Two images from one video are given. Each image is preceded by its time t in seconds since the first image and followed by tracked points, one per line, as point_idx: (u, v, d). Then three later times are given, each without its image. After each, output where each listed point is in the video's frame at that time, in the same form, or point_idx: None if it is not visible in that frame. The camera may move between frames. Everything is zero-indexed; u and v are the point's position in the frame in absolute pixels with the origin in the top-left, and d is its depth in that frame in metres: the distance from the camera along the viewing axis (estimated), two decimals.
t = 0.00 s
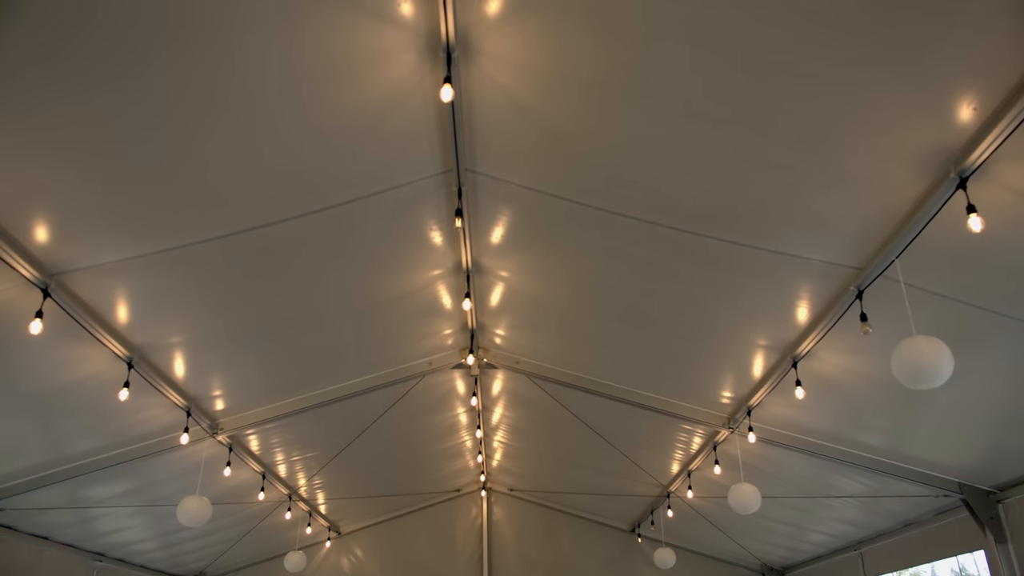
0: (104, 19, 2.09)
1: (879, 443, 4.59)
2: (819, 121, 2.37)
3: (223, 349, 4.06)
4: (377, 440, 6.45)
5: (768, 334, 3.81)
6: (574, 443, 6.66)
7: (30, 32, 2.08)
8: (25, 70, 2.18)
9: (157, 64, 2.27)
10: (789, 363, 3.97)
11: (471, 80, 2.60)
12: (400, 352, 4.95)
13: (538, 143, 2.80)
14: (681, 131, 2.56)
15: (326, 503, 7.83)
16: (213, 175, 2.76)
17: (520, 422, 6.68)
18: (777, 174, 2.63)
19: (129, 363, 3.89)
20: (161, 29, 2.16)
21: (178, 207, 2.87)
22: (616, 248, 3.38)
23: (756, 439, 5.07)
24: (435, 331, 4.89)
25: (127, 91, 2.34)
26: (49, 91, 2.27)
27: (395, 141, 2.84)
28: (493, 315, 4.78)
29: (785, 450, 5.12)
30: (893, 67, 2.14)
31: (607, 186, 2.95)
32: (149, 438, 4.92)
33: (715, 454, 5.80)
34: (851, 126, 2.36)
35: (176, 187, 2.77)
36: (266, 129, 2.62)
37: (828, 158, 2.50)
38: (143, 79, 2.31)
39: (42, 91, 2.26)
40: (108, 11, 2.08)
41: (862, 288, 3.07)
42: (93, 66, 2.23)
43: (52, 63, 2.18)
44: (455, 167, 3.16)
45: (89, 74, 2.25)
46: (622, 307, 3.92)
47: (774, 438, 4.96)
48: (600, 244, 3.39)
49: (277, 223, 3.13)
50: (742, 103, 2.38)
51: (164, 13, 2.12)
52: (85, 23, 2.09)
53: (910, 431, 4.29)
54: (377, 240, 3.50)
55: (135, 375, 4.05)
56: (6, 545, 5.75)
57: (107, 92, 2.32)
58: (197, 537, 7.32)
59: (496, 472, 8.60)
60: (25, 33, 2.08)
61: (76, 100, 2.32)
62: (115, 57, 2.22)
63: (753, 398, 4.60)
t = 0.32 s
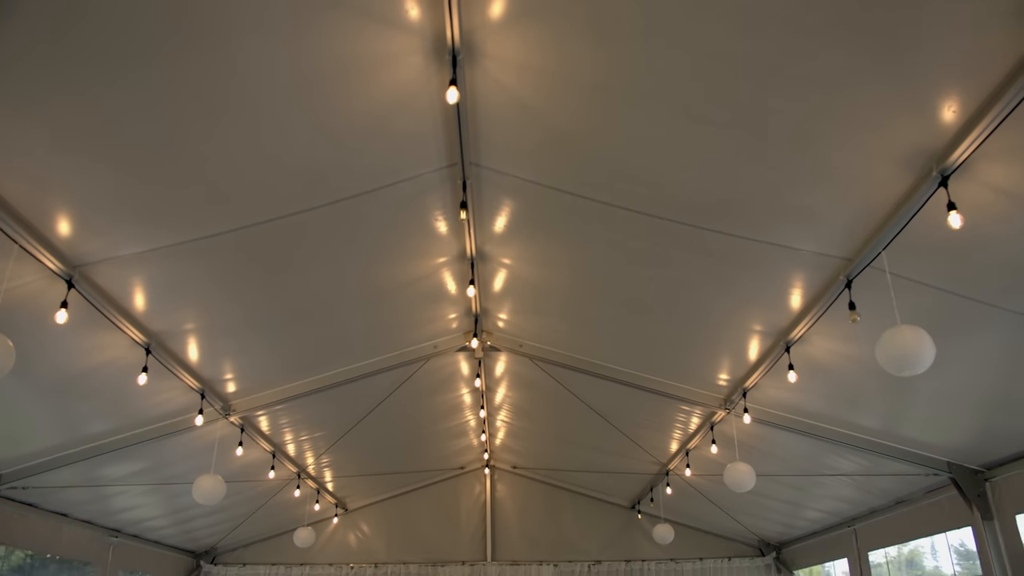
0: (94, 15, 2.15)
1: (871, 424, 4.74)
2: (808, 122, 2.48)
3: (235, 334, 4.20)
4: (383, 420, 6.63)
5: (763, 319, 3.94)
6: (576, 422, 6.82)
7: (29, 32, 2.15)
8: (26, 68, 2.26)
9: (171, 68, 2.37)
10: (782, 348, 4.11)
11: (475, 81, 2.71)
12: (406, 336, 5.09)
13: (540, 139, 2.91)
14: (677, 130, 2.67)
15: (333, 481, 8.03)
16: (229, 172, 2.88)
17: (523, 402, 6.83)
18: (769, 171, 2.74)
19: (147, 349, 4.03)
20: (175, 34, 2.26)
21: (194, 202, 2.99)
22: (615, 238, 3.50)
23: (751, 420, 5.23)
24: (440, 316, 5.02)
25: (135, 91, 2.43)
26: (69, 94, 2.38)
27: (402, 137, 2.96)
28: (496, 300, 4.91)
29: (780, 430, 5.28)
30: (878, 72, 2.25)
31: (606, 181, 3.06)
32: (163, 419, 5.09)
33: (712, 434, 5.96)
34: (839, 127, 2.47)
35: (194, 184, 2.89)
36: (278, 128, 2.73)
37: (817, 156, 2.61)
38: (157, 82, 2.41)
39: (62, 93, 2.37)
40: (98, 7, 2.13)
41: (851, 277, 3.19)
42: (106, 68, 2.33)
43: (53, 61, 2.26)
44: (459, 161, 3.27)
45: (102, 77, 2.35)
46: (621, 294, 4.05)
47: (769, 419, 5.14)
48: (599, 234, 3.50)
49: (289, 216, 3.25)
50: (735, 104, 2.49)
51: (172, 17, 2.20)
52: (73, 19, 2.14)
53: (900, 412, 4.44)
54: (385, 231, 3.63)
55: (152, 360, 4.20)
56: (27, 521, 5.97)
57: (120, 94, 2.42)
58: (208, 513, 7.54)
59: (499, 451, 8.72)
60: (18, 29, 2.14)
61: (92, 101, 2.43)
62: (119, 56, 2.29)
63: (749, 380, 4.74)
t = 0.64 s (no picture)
0: (107, 19, 2.23)
1: (862, 404, 4.89)
2: (797, 121, 2.59)
3: (245, 317, 4.35)
4: (388, 399, 6.81)
5: (757, 304, 4.06)
6: (576, 400, 6.99)
7: (46, 36, 2.24)
8: (44, 70, 2.35)
9: (186, 68, 2.47)
10: (774, 331, 4.25)
11: (477, 78, 2.81)
12: (410, 318, 5.23)
13: (540, 133, 3.02)
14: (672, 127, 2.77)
15: (339, 457, 8.24)
16: (241, 166, 3.00)
17: (524, 381, 6.99)
18: (760, 165, 2.85)
19: (161, 332, 4.18)
20: (190, 38, 2.36)
21: (207, 194, 3.11)
22: (612, 227, 3.62)
23: (745, 399, 5.39)
24: (443, 298, 5.15)
25: (150, 91, 2.53)
26: (89, 95, 2.49)
27: (406, 130, 3.07)
28: (498, 283, 5.03)
29: (774, 409, 5.44)
30: (863, 75, 2.35)
31: (604, 173, 3.18)
32: (176, 399, 5.26)
33: (708, 413, 6.12)
34: (826, 126, 2.58)
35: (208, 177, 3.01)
36: (288, 124, 2.84)
37: (805, 152, 2.72)
38: (173, 83, 2.52)
39: (84, 94, 2.49)
40: (110, 11, 2.21)
41: (839, 265, 3.32)
42: (123, 70, 2.43)
43: (69, 63, 2.35)
44: (462, 152, 3.38)
45: (119, 78, 2.45)
46: (619, 280, 4.18)
47: (761, 397, 5.30)
48: (599, 222, 3.62)
49: (298, 206, 3.38)
50: (728, 102, 2.59)
51: (185, 20, 2.29)
52: (87, 22, 2.23)
53: (889, 393, 4.59)
54: (390, 219, 3.75)
55: (167, 343, 4.36)
56: (45, 497, 6.18)
57: (137, 94, 2.53)
58: (217, 489, 7.75)
59: (501, 428, 8.88)
60: (35, 33, 2.23)
61: (110, 101, 2.53)
62: (134, 59, 2.39)
63: (743, 361, 4.88)
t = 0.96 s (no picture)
0: (125, 21, 2.34)
1: (852, 383, 5.03)
2: (784, 115, 2.70)
3: (254, 300, 4.49)
4: (392, 377, 6.97)
5: (751, 287, 4.18)
6: (575, 379, 7.16)
7: (69, 38, 2.35)
8: (66, 70, 2.47)
9: (201, 66, 2.58)
10: (767, 313, 4.39)
11: (478, 72, 2.92)
12: (414, 299, 5.36)
13: (539, 124, 3.14)
14: (665, 120, 2.88)
15: (345, 434, 8.44)
16: (252, 157, 3.12)
17: (525, 359, 7.14)
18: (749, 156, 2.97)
19: (174, 314, 4.32)
20: (206, 38, 2.47)
21: (218, 183, 3.23)
22: (609, 213, 3.74)
23: (739, 377, 5.54)
24: (446, 280, 5.28)
25: (166, 88, 2.64)
26: (109, 93, 2.61)
27: (410, 121, 3.18)
28: (499, 266, 5.15)
29: (768, 387, 5.59)
30: (847, 73, 2.46)
31: (601, 162, 3.29)
32: (187, 377, 5.42)
33: (704, 391, 6.28)
34: (813, 120, 2.69)
35: (220, 167, 3.13)
36: (296, 117, 2.95)
37: (793, 144, 2.83)
38: (188, 80, 2.63)
39: (103, 92, 2.60)
40: (130, 13, 2.32)
41: (827, 251, 3.45)
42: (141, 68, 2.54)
43: (90, 62, 2.46)
44: (464, 141, 3.49)
45: (138, 76, 2.57)
46: (616, 264, 4.31)
47: (755, 376, 5.46)
48: (596, 209, 3.74)
49: (305, 195, 3.50)
50: (719, 98, 2.69)
51: (201, 22, 2.40)
52: (108, 24, 2.34)
53: (878, 372, 4.73)
54: (394, 205, 3.87)
55: (179, 325, 4.50)
56: (61, 472, 6.38)
57: (153, 91, 2.64)
58: (226, 464, 7.97)
59: (502, 404, 9.04)
60: (58, 34, 2.33)
61: (128, 98, 2.65)
62: (152, 58, 2.50)
63: (737, 341, 5.02)
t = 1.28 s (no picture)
0: (142, 22, 2.45)
1: (844, 362, 5.18)
2: (774, 108, 2.81)
3: (263, 282, 4.63)
4: (397, 355, 7.14)
5: (745, 270, 4.30)
6: (575, 357, 7.32)
7: (89, 37, 2.46)
8: (85, 67, 2.58)
9: (214, 63, 2.69)
10: (760, 295, 4.52)
11: (479, 64, 3.02)
12: (417, 280, 5.50)
13: (539, 115, 3.25)
14: (661, 113, 2.99)
15: (350, 410, 8.62)
16: (262, 147, 3.23)
17: (526, 337, 7.29)
18: (741, 147, 3.08)
19: (186, 297, 4.47)
20: (220, 36, 2.58)
21: (229, 173, 3.35)
22: (607, 200, 3.86)
23: (734, 356, 5.69)
24: (449, 262, 5.41)
25: (181, 83, 2.75)
26: (126, 88, 2.72)
27: (414, 111, 3.29)
28: (500, 249, 5.28)
29: (762, 366, 5.74)
30: (833, 69, 2.56)
31: (598, 152, 3.41)
32: (197, 356, 5.57)
33: (701, 369, 6.43)
34: (802, 112, 2.80)
35: (231, 158, 3.25)
36: (304, 110, 3.07)
37: (783, 135, 2.94)
38: (202, 75, 2.74)
39: (120, 87, 2.71)
40: (148, 14, 2.43)
41: (817, 237, 3.58)
42: (158, 64, 2.64)
43: (109, 59, 2.57)
44: (466, 130, 3.60)
45: (154, 72, 2.67)
46: (614, 247, 4.43)
47: (749, 355, 5.61)
48: (594, 196, 3.85)
49: (313, 182, 3.62)
50: (711, 92, 2.80)
51: (215, 21, 2.51)
52: (127, 27, 2.46)
53: (868, 352, 4.87)
54: (399, 191, 3.99)
55: (191, 306, 4.65)
56: (75, 448, 6.57)
57: (169, 86, 2.75)
58: (234, 440, 8.17)
59: (504, 382, 9.21)
60: (79, 36, 2.45)
61: (143, 91, 2.75)
62: (168, 55, 2.61)
63: (732, 321, 5.15)
